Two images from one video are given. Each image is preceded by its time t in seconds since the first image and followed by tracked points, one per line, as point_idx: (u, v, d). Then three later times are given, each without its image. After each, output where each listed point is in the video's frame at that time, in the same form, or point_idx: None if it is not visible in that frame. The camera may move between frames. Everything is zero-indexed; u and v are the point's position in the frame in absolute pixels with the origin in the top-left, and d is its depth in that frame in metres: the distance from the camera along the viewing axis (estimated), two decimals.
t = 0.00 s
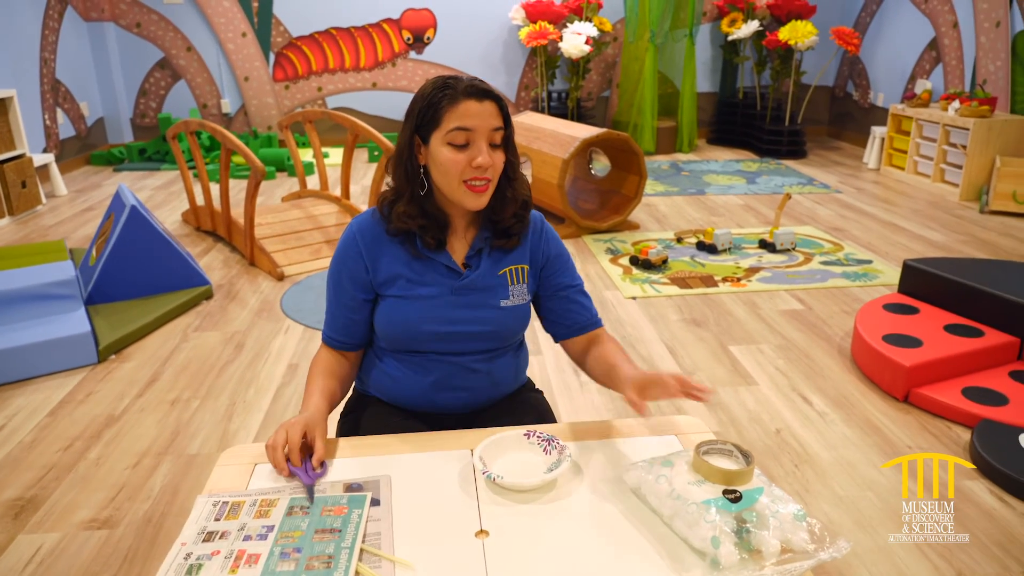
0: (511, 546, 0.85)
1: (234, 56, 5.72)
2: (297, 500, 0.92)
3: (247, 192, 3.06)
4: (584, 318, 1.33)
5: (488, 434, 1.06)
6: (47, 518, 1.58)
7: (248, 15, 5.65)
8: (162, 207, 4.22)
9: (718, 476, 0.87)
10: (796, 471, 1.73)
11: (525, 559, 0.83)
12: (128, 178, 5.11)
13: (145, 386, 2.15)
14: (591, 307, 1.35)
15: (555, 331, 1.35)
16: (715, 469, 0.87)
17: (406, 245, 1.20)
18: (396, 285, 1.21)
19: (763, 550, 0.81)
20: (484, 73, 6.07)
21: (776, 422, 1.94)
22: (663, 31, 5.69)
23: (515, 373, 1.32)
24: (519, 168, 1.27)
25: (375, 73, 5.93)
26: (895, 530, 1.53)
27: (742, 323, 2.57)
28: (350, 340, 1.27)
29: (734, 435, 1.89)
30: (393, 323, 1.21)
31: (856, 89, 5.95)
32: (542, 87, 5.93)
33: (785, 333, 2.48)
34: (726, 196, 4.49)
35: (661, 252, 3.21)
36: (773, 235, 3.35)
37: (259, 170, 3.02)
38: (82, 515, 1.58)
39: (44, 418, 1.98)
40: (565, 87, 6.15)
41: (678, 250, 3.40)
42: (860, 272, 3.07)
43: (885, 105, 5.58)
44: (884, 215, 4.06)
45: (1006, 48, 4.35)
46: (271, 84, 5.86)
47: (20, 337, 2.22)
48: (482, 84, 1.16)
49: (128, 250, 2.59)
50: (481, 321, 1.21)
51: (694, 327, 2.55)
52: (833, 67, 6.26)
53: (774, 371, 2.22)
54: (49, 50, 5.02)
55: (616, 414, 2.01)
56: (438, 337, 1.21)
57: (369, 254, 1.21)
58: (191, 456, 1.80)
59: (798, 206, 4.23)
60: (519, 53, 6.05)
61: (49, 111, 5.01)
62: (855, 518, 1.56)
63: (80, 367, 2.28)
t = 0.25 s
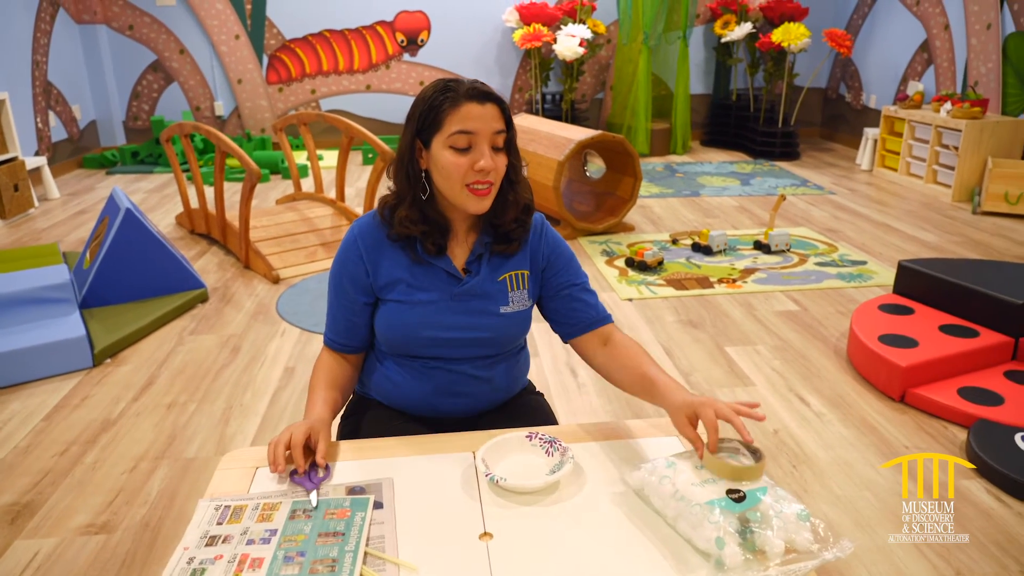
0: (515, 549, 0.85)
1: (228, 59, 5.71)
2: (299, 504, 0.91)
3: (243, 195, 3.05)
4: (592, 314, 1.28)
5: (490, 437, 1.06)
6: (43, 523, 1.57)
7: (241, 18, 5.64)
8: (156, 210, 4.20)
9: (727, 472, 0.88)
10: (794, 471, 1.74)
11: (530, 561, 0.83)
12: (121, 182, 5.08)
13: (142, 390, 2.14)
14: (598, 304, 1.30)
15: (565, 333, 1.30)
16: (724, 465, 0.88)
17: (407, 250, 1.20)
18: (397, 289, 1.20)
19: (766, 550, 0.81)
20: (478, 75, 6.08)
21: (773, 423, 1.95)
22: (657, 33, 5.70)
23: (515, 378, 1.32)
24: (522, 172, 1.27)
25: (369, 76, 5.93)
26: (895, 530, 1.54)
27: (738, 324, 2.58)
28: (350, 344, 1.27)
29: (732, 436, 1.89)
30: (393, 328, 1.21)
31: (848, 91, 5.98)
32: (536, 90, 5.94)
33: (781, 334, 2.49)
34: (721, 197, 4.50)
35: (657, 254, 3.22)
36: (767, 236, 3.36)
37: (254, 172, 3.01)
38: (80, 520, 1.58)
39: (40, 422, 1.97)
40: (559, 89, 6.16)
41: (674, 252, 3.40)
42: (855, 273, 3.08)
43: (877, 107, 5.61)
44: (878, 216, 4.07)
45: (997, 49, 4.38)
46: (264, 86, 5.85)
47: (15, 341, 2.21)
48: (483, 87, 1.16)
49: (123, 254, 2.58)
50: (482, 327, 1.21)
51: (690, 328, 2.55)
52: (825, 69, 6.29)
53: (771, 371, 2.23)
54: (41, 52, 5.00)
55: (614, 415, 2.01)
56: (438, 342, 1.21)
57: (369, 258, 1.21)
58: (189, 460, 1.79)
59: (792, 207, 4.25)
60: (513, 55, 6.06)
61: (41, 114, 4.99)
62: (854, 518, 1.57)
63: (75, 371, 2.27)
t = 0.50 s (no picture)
0: (519, 550, 0.85)
1: (222, 62, 5.71)
2: (302, 507, 0.91)
3: (239, 198, 3.04)
4: (584, 319, 1.32)
5: (492, 438, 1.06)
6: (41, 527, 1.56)
7: (236, 20, 5.64)
8: (151, 213, 4.19)
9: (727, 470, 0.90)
10: (792, 472, 1.75)
11: (534, 562, 0.83)
12: (115, 185, 5.07)
13: (138, 394, 2.14)
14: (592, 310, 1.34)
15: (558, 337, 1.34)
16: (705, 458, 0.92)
17: (405, 253, 1.20)
18: (395, 292, 1.20)
19: (768, 550, 0.81)
20: (472, 77, 6.08)
21: (771, 424, 1.96)
22: (651, 36, 5.71)
23: (515, 379, 1.32)
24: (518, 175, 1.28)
25: (364, 78, 5.92)
26: (896, 530, 1.55)
27: (735, 326, 2.58)
28: (349, 348, 1.27)
29: (731, 437, 1.90)
30: (392, 331, 1.21)
31: (842, 93, 6.00)
32: (530, 92, 5.94)
33: (778, 335, 2.50)
34: (716, 199, 4.52)
35: (653, 255, 3.23)
36: (763, 237, 3.37)
37: (250, 175, 3.00)
38: (77, 524, 1.57)
39: (36, 426, 1.96)
40: (554, 92, 6.16)
41: (670, 253, 3.41)
42: (851, 274, 3.09)
43: (871, 109, 5.63)
44: (872, 217, 4.09)
45: (990, 51, 4.40)
46: (259, 89, 5.84)
47: (11, 346, 2.20)
48: (475, 89, 1.17)
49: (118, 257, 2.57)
50: (481, 329, 1.21)
51: (687, 329, 2.56)
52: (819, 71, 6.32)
53: (768, 373, 2.24)
54: (34, 55, 4.98)
55: (612, 417, 2.01)
56: (438, 344, 1.21)
57: (367, 262, 1.21)
58: (186, 464, 1.79)
59: (787, 209, 4.26)
60: (508, 58, 6.07)
61: (35, 118, 4.97)
62: (853, 519, 1.57)
63: (72, 375, 2.26)
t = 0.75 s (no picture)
0: (522, 551, 0.85)
1: (217, 65, 5.70)
2: (303, 509, 0.91)
3: (235, 200, 3.03)
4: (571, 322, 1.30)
5: (492, 440, 1.06)
6: (38, 532, 1.55)
7: (231, 23, 5.63)
8: (147, 216, 4.18)
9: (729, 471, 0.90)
10: (791, 473, 1.75)
11: (536, 563, 0.83)
12: (110, 188, 5.05)
13: (135, 397, 2.13)
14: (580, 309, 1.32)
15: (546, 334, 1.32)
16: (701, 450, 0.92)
17: (401, 255, 1.20)
18: (391, 294, 1.20)
19: (771, 550, 0.82)
20: (468, 80, 6.09)
21: (769, 425, 1.96)
22: (647, 38, 5.72)
23: (512, 379, 1.32)
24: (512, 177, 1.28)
25: (359, 81, 5.92)
26: (896, 530, 1.55)
27: (732, 327, 2.59)
28: (346, 350, 1.26)
29: (729, 438, 1.90)
30: (388, 332, 1.21)
31: (836, 95, 6.03)
32: (526, 95, 5.95)
33: (775, 337, 2.51)
34: (711, 201, 4.53)
35: (650, 257, 3.23)
36: (759, 239, 3.37)
37: (247, 178, 2.99)
38: (75, 528, 1.56)
39: (32, 430, 1.95)
40: (550, 94, 6.17)
41: (666, 255, 3.42)
42: (847, 276, 3.10)
43: (865, 111, 5.66)
44: (867, 219, 4.11)
45: (983, 54, 4.43)
46: (254, 92, 5.83)
47: (7, 349, 2.19)
48: (468, 90, 1.17)
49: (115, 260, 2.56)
50: (478, 329, 1.21)
51: (684, 331, 2.56)
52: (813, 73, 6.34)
53: (766, 374, 2.24)
54: (29, 58, 4.97)
55: (611, 419, 2.01)
56: (434, 345, 1.21)
57: (363, 264, 1.21)
58: (185, 467, 1.78)
59: (782, 211, 4.27)
60: (504, 60, 6.07)
61: (29, 121, 4.96)
62: (853, 519, 1.58)
63: (68, 379, 2.25)
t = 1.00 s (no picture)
0: (528, 553, 0.85)
1: (214, 66, 5.69)
2: (308, 512, 0.90)
3: (234, 202, 3.03)
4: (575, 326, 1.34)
5: (496, 441, 1.06)
6: (38, 535, 1.55)
7: (228, 25, 5.62)
8: (144, 218, 4.17)
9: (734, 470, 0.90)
10: (793, 474, 1.75)
11: (542, 565, 0.83)
12: (107, 190, 5.04)
13: (135, 400, 2.12)
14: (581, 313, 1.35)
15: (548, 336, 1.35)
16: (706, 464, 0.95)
17: (400, 257, 1.20)
18: (393, 297, 1.20)
19: (778, 552, 0.81)
20: (466, 81, 6.08)
21: (770, 426, 1.96)
22: (644, 40, 5.70)
23: (516, 380, 1.32)
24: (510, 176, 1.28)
25: (357, 83, 5.91)
26: (895, 530, 1.55)
27: (732, 328, 2.59)
28: (348, 354, 1.26)
29: (730, 439, 1.90)
30: (390, 335, 1.20)
31: (833, 97, 6.04)
32: (524, 96, 5.95)
33: (775, 338, 2.51)
34: (710, 202, 4.53)
35: (649, 259, 3.23)
36: (758, 240, 3.38)
37: (246, 180, 2.97)
38: (75, 532, 1.55)
39: (31, 433, 1.94)
40: (547, 95, 6.17)
41: (665, 256, 3.42)
42: (845, 276, 3.10)
43: (863, 112, 5.67)
44: (865, 219, 4.11)
45: (980, 55, 4.44)
46: (251, 93, 5.82)
47: (6, 352, 2.18)
48: (461, 87, 1.17)
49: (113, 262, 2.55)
50: (480, 330, 1.21)
51: (684, 332, 2.56)
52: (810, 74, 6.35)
53: (766, 375, 2.24)
54: (25, 60, 4.96)
55: (612, 420, 2.01)
56: (437, 347, 1.21)
57: (363, 266, 1.20)
58: (185, 470, 1.77)
59: (781, 212, 4.28)
60: (501, 61, 6.07)
61: (26, 123, 4.94)
62: (854, 520, 1.58)
63: (66, 382, 2.24)
